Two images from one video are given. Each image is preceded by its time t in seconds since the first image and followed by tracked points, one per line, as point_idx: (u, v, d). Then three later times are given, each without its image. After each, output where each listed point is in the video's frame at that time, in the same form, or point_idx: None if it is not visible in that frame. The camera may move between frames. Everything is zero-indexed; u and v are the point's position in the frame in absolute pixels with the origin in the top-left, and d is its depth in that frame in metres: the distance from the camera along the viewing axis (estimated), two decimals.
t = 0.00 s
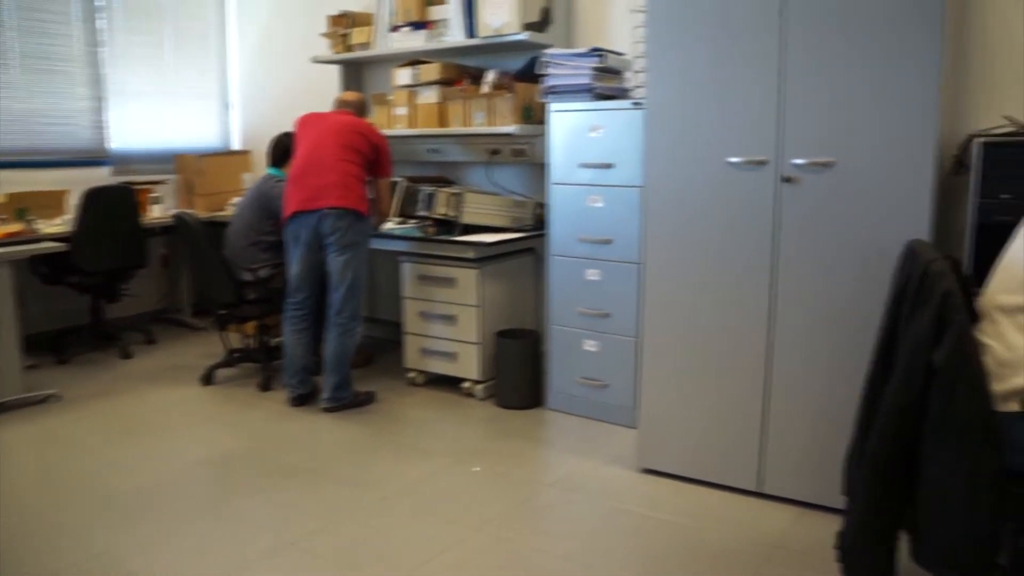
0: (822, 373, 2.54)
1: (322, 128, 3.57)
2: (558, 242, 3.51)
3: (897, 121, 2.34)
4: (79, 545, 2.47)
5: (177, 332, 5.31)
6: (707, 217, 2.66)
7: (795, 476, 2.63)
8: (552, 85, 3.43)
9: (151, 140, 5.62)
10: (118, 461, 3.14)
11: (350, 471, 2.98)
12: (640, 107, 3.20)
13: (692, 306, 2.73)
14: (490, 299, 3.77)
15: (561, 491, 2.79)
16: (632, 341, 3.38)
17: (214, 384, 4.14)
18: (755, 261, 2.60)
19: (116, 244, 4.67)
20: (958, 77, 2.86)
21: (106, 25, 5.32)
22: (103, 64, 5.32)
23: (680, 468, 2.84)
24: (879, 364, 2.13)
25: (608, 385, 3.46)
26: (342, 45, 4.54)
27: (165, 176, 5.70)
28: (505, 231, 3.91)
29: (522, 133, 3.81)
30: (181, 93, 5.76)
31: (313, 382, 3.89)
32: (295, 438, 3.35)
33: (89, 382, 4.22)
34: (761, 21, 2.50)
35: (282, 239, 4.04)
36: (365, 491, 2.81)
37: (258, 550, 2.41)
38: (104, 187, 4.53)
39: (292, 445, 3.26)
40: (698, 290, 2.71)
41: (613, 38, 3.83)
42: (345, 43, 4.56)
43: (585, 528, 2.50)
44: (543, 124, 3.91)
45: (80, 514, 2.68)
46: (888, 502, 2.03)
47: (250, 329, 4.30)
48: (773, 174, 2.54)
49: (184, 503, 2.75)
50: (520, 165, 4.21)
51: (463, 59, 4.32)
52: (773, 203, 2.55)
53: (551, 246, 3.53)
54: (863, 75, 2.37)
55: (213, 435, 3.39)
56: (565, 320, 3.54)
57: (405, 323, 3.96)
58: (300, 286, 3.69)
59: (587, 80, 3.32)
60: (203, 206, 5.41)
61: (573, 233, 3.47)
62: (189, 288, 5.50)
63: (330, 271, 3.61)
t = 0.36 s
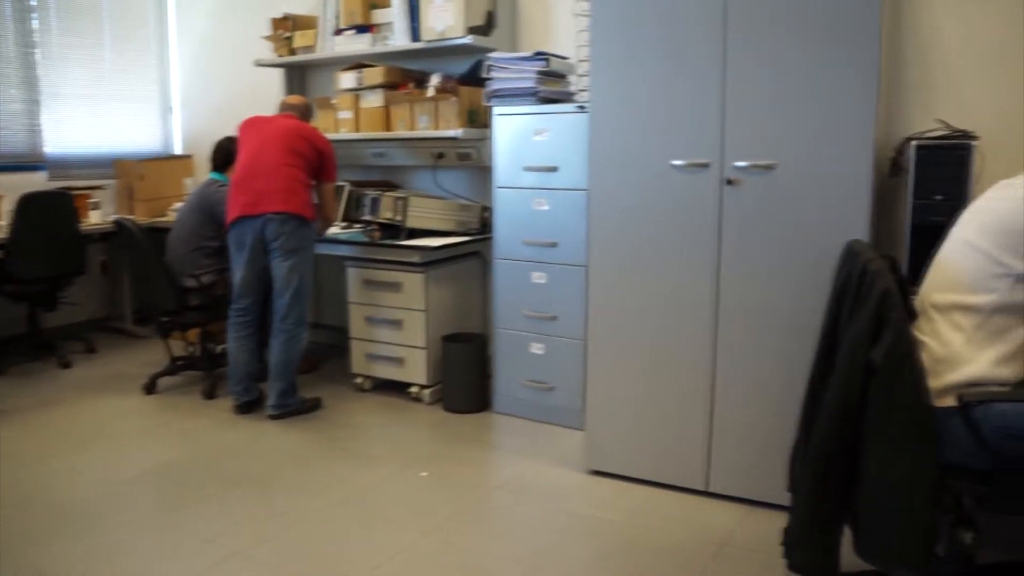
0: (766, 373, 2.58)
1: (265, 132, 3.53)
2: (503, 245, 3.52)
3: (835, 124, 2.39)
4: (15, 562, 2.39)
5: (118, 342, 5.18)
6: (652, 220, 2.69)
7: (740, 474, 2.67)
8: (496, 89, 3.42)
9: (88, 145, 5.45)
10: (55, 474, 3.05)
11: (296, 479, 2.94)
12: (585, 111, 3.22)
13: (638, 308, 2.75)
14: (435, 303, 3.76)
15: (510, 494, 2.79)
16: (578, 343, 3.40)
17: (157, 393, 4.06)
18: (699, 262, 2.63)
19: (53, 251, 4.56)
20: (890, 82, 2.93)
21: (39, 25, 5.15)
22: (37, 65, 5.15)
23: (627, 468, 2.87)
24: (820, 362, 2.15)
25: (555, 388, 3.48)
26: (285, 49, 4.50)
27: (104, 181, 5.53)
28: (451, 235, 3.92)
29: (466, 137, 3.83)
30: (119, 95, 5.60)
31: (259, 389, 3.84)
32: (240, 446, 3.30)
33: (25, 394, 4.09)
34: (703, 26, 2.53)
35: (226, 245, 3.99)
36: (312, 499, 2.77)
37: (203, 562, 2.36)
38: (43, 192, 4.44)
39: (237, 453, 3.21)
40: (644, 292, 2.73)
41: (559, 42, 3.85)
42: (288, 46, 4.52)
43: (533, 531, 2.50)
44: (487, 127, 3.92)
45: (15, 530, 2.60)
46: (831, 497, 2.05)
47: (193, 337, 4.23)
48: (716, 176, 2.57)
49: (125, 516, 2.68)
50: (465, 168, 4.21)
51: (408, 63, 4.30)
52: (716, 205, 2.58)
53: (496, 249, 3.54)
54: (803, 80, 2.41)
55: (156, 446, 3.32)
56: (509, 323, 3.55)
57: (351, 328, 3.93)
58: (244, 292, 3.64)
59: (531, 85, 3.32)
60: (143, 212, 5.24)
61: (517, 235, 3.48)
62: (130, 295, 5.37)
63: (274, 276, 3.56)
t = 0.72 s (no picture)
0: (716, 372, 2.61)
1: (213, 135, 3.48)
2: (454, 248, 3.53)
3: (780, 125, 2.43)
4: None
5: (62, 350, 5.05)
6: (603, 222, 2.70)
7: (694, 472, 2.70)
8: (446, 92, 3.41)
9: (29, 148, 5.27)
10: None
11: (246, 486, 2.91)
12: (534, 113, 3.23)
13: (590, 309, 2.77)
14: (387, 307, 3.75)
15: (463, 497, 2.78)
16: (530, 345, 3.41)
17: (104, 401, 3.98)
18: (649, 262, 2.65)
19: None
20: (832, 85, 2.98)
21: None
22: None
23: (580, 469, 2.88)
24: (769, 362, 2.17)
25: (508, 391, 3.48)
26: (233, 51, 4.43)
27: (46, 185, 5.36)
28: (401, 237, 3.91)
29: (416, 139, 3.81)
30: (62, 97, 5.42)
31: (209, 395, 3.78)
32: (189, 454, 3.25)
33: None
34: (651, 28, 2.55)
35: (174, 250, 3.92)
36: (263, 506, 2.74)
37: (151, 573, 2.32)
38: None
39: (186, 462, 3.16)
40: (595, 293, 2.75)
41: (507, 44, 3.86)
42: (235, 48, 4.46)
43: (486, 534, 2.50)
44: (438, 130, 3.91)
45: None
46: (780, 493, 2.08)
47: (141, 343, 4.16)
48: (666, 178, 2.60)
49: (70, 528, 2.62)
50: (415, 171, 4.20)
51: (358, 66, 4.28)
52: (665, 206, 2.61)
53: (447, 252, 3.55)
54: (748, 82, 2.45)
55: (102, 455, 3.25)
56: (461, 325, 3.56)
57: (302, 332, 3.90)
58: (192, 297, 3.58)
59: (481, 86, 3.32)
60: (88, 216, 5.11)
61: (468, 238, 3.49)
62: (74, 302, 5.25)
63: (223, 281, 3.51)
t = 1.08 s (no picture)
0: (678, 371, 2.63)
1: (173, 138, 3.44)
2: (417, 249, 3.52)
3: (741, 126, 2.45)
4: None
5: (17, 356, 4.94)
6: (566, 222, 2.71)
7: (657, 471, 2.72)
8: (408, 92, 3.40)
9: None
10: None
11: (208, 491, 2.87)
12: (496, 114, 3.24)
13: (552, 309, 2.78)
14: (350, 309, 3.73)
15: (429, 499, 2.77)
16: (493, 346, 3.42)
17: (61, 407, 3.91)
18: (611, 263, 2.67)
19: None
20: (790, 87, 3.02)
21: None
22: None
23: (544, 469, 2.89)
24: (730, 361, 2.19)
25: (472, 392, 3.48)
26: (192, 51, 4.39)
27: None
28: (363, 239, 3.90)
29: (378, 141, 3.79)
30: (14, 98, 5.31)
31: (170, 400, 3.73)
32: (150, 459, 3.20)
33: None
34: (612, 30, 2.57)
35: (133, 253, 3.87)
36: (226, 511, 2.71)
37: None
38: None
39: (147, 467, 3.11)
40: (558, 294, 2.76)
41: (469, 45, 3.85)
42: (195, 48, 4.41)
43: (452, 536, 2.50)
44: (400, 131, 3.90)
45: None
46: (743, 491, 2.09)
47: (99, 348, 4.09)
48: (627, 179, 2.61)
49: (27, 538, 2.56)
50: (377, 173, 4.19)
51: (320, 67, 4.26)
52: (627, 207, 2.62)
53: (411, 253, 3.54)
54: (708, 84, 2.47)
55: (60, 462, 3.19)
56: (424, 327, 3.55)
57: (264, 335, 3.88)
58: (152, 301, 3.54)
59: (443, 87, 3.32)
60: (43, 219, 5.02)
61: (431, 240, 3.48)
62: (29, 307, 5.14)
63: (184, 284, 3.47)
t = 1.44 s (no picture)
0: (640, 370, 2.65)
1: (131, 139, 3.40)
2: (379, 251, 3.50)
3: (701, 128, 2.48)
4: None
5: None
6: (529, 222, 2.72)
7: (618, 470, 2.74)
8: (369, 93, 3.40)
9: None
10: None
11: (169, 497, 2.84)
12: (458, 115, 3.24)
13: (516, 310, 2.78)
14: (312, 311, 3.70)
15: (393, 501, 2.76)
16: (456, 347, 3.42)
17: (17, 414, 3.84)
18: (574, 263, 2.68)
19: None
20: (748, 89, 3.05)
21: None
22: None
23: (507, 469, 2.89)
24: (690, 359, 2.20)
25: (435, 393, 3.48)
26: (150, 51, 4.33)
27: None
28: (325, 241, 3.87)
29: (339, 142, 3.76)
30: None
31: (129, 405, 3.68)
32: (110, 466, 3.15)
33: None
34: (573, 31, 2.58)
35: (90, 256, 3.81)
36: (187, 517, 2.67)
37: None
38: None
39: (105, 474, 3.06)
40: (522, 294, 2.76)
41: (430, 46, 3.85)
42: (153, 48, 4.35)
43: (416, 538, 2.49)
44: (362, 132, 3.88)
45: None
46: (705, 489, 2.11)
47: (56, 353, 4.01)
48: (588, 179, 2.62)
49: None
50: (339, 174, 4.16)
51: (280, 67, 4.23)
52: (589, 208, 2.64)
53: (373, 255, 3.52)
54: (669, 85, 2.49)
55: (16, 470, 3.13)
56: (387, 329, 3.53)
57: (225, 338, 3.84)
58: (110, 305, 3.48)
59: (405, 88, 3.31)
60: None
61: (393, 241, 3.47)
62: None
63: (142, 287, 3.43)
